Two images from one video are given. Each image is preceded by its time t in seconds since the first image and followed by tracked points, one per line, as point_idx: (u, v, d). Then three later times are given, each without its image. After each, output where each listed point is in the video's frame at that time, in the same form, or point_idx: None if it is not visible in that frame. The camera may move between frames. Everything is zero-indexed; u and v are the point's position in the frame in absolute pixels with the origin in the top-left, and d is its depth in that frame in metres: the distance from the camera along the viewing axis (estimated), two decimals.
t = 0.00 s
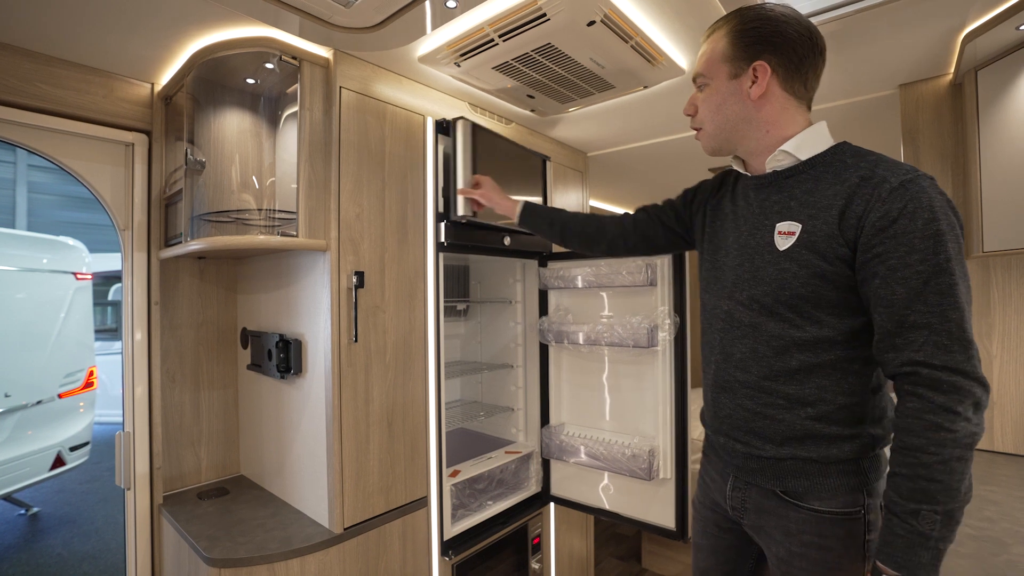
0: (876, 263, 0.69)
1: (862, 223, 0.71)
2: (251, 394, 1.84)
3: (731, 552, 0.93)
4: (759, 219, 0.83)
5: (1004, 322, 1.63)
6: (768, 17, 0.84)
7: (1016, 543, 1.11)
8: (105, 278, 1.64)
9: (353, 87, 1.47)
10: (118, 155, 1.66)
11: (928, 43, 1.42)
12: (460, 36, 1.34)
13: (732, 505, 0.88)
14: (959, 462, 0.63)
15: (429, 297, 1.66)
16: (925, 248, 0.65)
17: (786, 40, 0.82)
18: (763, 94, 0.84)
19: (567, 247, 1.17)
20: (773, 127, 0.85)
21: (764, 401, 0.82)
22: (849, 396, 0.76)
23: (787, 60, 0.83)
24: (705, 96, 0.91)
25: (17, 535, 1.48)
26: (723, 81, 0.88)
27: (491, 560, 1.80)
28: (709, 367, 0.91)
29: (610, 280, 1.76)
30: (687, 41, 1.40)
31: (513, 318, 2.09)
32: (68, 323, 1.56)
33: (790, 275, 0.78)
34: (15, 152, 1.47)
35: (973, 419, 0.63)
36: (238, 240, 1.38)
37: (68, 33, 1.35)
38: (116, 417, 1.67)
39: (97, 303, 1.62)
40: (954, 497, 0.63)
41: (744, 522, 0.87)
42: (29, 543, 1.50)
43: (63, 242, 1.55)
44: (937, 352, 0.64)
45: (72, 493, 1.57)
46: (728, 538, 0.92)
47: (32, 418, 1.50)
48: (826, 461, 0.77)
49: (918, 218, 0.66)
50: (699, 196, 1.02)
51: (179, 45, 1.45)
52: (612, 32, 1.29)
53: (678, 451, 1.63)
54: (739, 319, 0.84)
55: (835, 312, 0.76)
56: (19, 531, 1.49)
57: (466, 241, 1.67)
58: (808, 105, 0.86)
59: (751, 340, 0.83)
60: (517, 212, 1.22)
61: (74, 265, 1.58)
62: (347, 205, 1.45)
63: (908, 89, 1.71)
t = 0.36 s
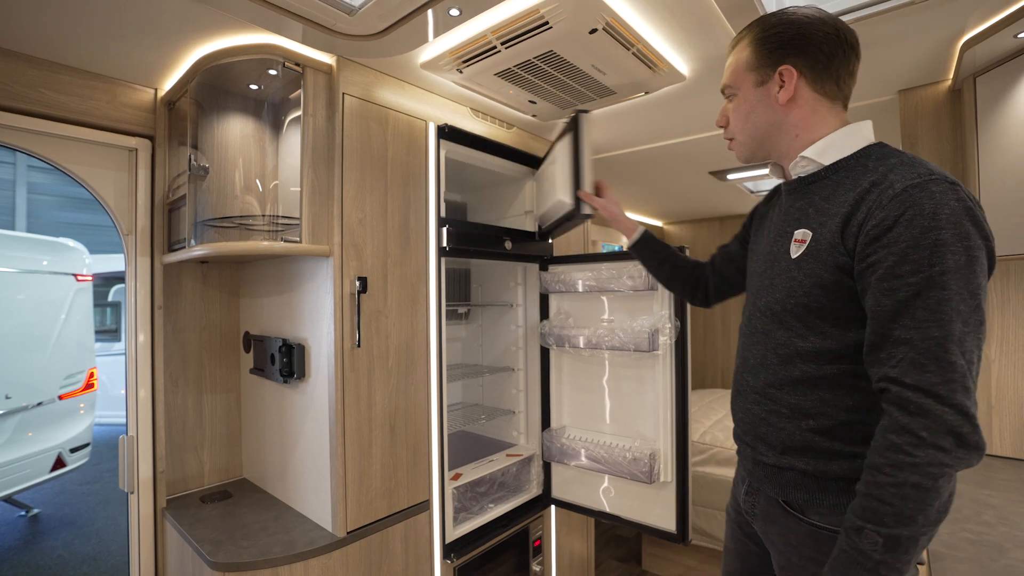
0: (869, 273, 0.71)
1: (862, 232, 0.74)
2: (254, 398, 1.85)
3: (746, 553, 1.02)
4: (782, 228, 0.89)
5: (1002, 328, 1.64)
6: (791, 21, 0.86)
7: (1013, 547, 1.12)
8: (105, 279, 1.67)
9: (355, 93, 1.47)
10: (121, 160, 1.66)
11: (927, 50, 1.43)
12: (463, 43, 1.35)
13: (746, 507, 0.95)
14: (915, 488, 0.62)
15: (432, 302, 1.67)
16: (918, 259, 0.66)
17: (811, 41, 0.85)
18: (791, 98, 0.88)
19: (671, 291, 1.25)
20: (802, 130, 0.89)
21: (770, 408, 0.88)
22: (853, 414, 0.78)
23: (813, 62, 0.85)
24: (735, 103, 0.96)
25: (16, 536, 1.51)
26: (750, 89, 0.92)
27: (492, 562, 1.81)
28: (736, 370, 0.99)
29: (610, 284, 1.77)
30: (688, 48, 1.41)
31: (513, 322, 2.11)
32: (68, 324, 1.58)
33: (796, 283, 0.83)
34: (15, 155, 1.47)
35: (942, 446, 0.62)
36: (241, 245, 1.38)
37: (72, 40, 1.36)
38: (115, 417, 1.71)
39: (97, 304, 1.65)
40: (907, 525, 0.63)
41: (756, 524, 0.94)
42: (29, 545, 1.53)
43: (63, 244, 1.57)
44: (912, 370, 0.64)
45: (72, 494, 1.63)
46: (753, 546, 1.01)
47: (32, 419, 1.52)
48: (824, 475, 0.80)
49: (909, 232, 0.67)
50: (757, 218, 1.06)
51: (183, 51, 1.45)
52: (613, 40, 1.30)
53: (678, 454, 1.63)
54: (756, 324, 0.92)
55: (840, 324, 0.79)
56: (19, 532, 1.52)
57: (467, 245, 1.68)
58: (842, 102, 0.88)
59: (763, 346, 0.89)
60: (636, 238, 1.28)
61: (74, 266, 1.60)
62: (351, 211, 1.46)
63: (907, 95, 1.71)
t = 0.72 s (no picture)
0: (856, 285, 0.73)
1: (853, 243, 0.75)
2: (254, 404, 1.85)
3: (761, 560, 1.07)
4: (794, 238, 0.92)
5: (996, 333, 1.66)
6: (793, 31, 0.88)
7: (1004, 553, 1.14)
8: (103, 281, 1.64)
9: (355, 101, 1.48)
10: (121, 168, 1.67)
11: (921, 60, 1.45)
12: (463, 53, 1.36)
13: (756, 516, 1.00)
14: (886, 503, 0.64)
15: (432, 309, 1.68)
16: (900, 273, 0.67)
17: (813, 51, 0.87)
18: (797, 108, 0.90)
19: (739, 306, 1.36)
20: (811, 139, 0.91)
21: (774, 418, 0.91)
22: (853, 429, 0.80)
23: (817, 72, 0.87)
24: (746, 116, 0.99)
25: (13, 541, 1.50)
26: (758, 101, 0.96)
27: (492, 567, 1.82)
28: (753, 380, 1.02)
29: (609, 290, 1.78)
30: (686, 57, 1.42)
31: (513, 326, 2.12)
32: (66, 326, 1.56)
33: (797, 294, 0.86)
34: (11, 164, 1.47)
35: (916, 462, 0.63)
36: (242, 254, 1.39)
37: (72, 48, 1.36)
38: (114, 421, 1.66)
39: (94, 306, 1.61)
40: (878, 541, 0.65)
41: (766, 532, 0.98)
42: (27, 548, 1.53)
43: (60, 246, 1.55)
44: (889, 386, 0.66)
45: (69, 498, 1.60)
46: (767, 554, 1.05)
47: (30, 423, 1.50)
48: (825, 490, 0.84)
49: (892, 246, 0.68)
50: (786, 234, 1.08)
51: (183, 60, 1.46)
52: (612, 50, 1.31)
53: (676, 458, 1.65)
54: (767, 334, 0.95)
55: (840, 337, 0.80)
56: (16, 537, 1.50)
57: (467, 252, 1.69)
58: (853, 107, 0.89)
59: (770, 356, 0.93)
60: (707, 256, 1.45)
61: (72, 269, 1.58)
62: (351, 219, 1.46)
63: (901, 104, 1.74)
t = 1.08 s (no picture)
0: (863, 307, 0.74)
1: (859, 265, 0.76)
2: (250, 413, 1.86)
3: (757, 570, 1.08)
4: (799, 254, 0.93)
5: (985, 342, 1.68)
6: (792, 52, 0.89)
7: (990, 563, 1.16)
8: (99, 282, 1.63)
9: (350, 113, 1.49)
10: (116, 177, 1.67)
11: (911, 73, 1.47)
12: (457, 66, 1.37)
13: (754, 528, 1.02)
14: (904, 532, 0.66)
15: (427, 318, 1.68)
16: (910, 299, 0.68)
17: (814, 70, 0.87)
18: (803, 127, 0.90)
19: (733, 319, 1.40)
20: (819, 157, 0.91)
21: (775, 433, 0.92)
22: (854, 446, 0.82)
23: (821, 90, 0.87)
24: (749, 138, 0.99)
25: (6, 544, 1.46)
26: (762, 123, 0.96)
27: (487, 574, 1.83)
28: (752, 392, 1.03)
29: (606, 299, 1.77)
30: (679, 69, 1.43)
31: (509, 333, 2.13)
32: (62, 328, 1.54)
33: (801, 312, 0.87)
34: (6, 173, 1.47)
35: (933, 490, 0.65)
36: (238, 267, 1.39)
37: (68, 60, 1.36)
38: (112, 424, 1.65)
39: (90, 308, 1.61)
40: (895, 566, 0.67)
41: (762, 544, 1.00)
42: (21, 553, 1.49)
43: (56, 249, 1.53)
44: (903, 413, 0.67)
45: (65, 501, 1.57)
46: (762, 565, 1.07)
47: (24, 427, 1.46)
48: (824, 506, 0.85)
49: (901, 271, 0.69)
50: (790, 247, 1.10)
51: (179, 72, 1.46)
52: (606, 63, 1.32)
53: (673, 464, 1.67)
54: (769, 349, 0.96)
55: (844, 354, 0.82)
56: (9, 541, 1.46)
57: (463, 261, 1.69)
58: (857, 123, 0.89)
59: (771, 371, 0.94)
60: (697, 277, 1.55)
61: (68, 271, 1.56)
62: (346, 230, 1.47)
63: (893, 115, 1.76)
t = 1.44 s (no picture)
0: (858, 324, 0.74)
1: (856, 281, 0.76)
2: (247, 420, 1.87)
3: None
4: (795, 267, 0.93)
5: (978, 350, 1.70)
6: (793, 66, 0.88)
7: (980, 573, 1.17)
8: (96, 284, 1.66)
9: (346, 123, 1.49)
10: (113, 187, 1.68)
11: (903, 83, 1.48)
12: (452, 77, 1.38)
13: (746, 538, 1.02)
14: (901, 550, 0.66)
15: (423, 326, 1.69)
16: (907, 318, 0.68)
17: (814, 85, 0.87)
18: (804, 142, 0.89)
19: (728, 326, 1.41)
20: (819, 172, 0.90)
21: (769, 445, 0.92)
22: (847, 459, 0.82)
23: (821, 104, 0.87)
24: (748, 151, 0.98)
25: (5, 547, 1.52)
26: (762, 136, 0.95)
27: None
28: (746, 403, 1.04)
29: (604, 306, 1.78)
30: (673, 80, 1.44)
31: (505, 339, 2.14)
32: (59, 332, 1.59)
33: (797, 325, 0.87)
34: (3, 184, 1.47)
35: (930, 508, 0.65)
36: (234, 277, 1.40)
37: (64, 71, 1.37)
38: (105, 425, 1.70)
39: (87, 311, 1.64)
40: None
41: (754, 554, 1.00)
42: (18, 556, 1.54)
43: (53, 252, 1.56)
44: (899, 431, 0.67)
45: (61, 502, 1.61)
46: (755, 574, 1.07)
47: (23, 431, 1.51)
48: (817, 518, 0.86)
49: (897, 289, 0.69)
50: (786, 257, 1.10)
51: (175, 83, 1.47)
52: (599, 75, 1.33)
53: (670, 470, 1.68)
54: (764, 361, 0.96)
55: (839, 369, 0.82)
56: (8, 543, 1.52)
57: (459, 269, 1.70)
58: (856, 137, 0.89)
59: (766, 383, 0.94)
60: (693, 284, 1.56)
61: (66, 274, 1.59)
62: (342, 239, 1.48)
63: (887, 123, 1.78)
